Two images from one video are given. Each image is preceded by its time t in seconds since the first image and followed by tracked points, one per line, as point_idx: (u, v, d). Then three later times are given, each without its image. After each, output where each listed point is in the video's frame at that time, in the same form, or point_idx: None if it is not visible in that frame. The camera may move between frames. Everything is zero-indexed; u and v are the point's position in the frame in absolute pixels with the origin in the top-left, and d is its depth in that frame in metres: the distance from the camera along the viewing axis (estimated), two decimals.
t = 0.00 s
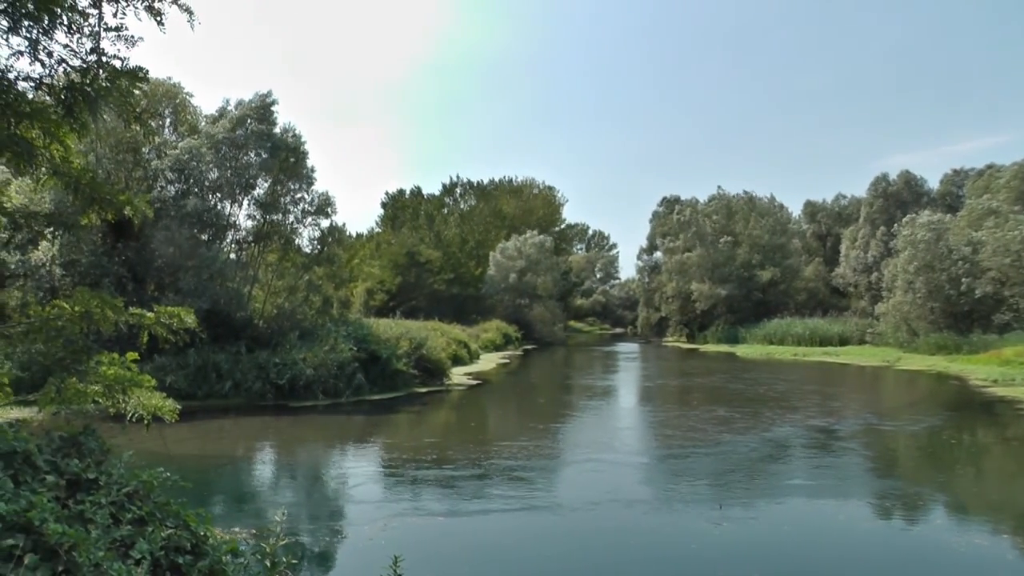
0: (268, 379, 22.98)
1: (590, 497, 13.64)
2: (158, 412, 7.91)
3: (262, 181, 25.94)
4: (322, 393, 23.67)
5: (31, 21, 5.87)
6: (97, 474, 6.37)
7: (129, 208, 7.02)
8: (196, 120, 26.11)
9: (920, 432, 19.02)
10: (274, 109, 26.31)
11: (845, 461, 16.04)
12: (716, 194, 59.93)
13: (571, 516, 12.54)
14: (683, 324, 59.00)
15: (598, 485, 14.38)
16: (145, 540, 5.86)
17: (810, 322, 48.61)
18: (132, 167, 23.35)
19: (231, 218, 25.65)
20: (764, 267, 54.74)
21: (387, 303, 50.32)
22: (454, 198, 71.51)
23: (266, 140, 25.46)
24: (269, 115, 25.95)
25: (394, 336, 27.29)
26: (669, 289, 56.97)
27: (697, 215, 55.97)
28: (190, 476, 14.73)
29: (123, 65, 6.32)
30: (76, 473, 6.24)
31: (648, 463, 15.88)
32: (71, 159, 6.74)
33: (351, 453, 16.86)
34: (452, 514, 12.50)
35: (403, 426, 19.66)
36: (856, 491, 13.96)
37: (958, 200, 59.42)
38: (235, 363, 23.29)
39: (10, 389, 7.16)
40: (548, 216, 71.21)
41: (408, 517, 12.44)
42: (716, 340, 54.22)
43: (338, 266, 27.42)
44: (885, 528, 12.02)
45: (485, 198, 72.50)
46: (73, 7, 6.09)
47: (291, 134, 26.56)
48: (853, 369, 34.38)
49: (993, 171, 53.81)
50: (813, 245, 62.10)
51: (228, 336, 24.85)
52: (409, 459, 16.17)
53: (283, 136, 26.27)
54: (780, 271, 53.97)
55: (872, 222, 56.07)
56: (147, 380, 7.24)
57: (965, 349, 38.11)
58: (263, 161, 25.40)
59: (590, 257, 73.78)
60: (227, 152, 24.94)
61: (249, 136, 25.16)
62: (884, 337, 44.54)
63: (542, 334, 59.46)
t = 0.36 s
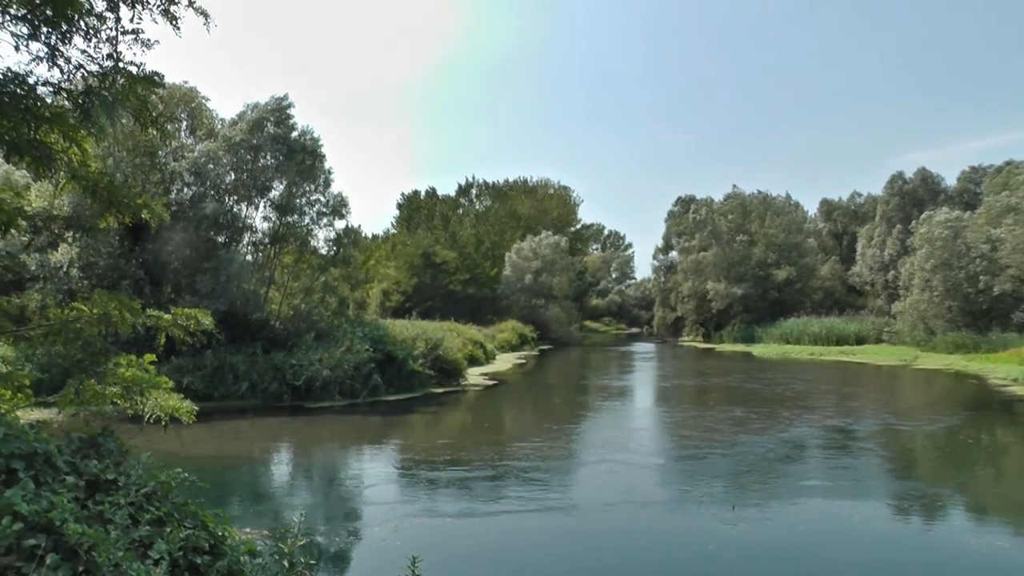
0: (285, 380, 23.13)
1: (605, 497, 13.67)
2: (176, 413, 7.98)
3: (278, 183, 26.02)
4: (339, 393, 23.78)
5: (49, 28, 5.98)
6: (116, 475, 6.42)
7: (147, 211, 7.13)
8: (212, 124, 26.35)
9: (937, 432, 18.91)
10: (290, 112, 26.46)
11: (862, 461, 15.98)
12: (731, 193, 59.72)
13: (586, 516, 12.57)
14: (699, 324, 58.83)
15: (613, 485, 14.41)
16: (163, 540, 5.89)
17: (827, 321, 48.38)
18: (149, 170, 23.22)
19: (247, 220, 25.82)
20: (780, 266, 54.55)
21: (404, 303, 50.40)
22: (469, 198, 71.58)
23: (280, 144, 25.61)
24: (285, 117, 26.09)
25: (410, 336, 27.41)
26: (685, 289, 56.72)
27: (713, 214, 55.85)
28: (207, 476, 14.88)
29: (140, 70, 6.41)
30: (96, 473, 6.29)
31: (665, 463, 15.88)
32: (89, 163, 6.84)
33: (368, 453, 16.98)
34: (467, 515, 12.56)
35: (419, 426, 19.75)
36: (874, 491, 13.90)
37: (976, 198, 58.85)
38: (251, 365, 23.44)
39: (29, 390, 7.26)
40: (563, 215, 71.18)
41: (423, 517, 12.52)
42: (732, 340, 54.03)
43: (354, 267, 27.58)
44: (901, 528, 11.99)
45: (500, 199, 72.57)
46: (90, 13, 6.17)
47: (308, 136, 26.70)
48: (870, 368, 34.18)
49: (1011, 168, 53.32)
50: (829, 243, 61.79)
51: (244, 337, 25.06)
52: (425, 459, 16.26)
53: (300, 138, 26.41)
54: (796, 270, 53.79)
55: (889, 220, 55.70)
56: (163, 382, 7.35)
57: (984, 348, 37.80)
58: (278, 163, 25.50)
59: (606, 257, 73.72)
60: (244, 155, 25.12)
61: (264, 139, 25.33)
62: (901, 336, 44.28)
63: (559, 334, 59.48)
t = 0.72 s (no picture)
0: (302, 381, 23.25)
1: (622, 498, 13.65)
2: (194, 413, 8.07)
3: (294, 184, 26.00)
4: (356, 394, 23.89)
5: (69, 33, 6.06)
6: (135, 475, 6.49)
7: (165, 213, 7.19)
8: (229, 127, 26.51)
9: (958, 434, 18.72)
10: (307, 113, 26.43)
11: (882, 463, 15.86)
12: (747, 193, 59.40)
13: (602, 518, 12.56)
14: (716, 324, 58.57)
15: (630, 486, 14.39)
16: (183, 540, 5.94)
17: (845, 321, 48.04)
18: (167, 172, 23.42)
19: (264, 221, 25.98)
20: (797, 265, 54.27)
21: (420, 304, 50.25)
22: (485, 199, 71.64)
23: (299, 145, 25.54)
24: (300, 119, 26.10)
25: (427, 337, 27.45)
26: (702, 289, 56.49)
27: (730, 214, 55.65)
28: (225, 475, 15.01)
29: (157, 73, 6.48)
30: (115, 473, 6.35)
31: (682, 464, 15.84)
32: (109, 166, 6.92)
33: (384, 454, 17.05)
34: (483, 516, 12.58)
35: (436, 427, 19.79)
36: (893, 493, 13.80)
37: (997, 196, 58.12)
38: (268, 365, 23.60)
39: (50, 389, 7.38)
40: (580, 216, 71.07)
41: (439, 517, 12.56)
42: (749, 340, 53.75)
43: (371, 267, 27.66)
44: (922, 530, 11.92)
45: (517, 200, 72.65)
46: (109, 16, 6.24)
47: (325, 137, 26.71)
48: (889, 369, 33.88)
49: None
50: (847, 243, 61.33)
51: (262, 338, 25.23)
52: (441, 460, 16.29)
53: (318, 140, 26.42)
54: (814, 270, 53.46)
55: (907, 220, 55.19)
56: (182, 383, 7.43)
57: (1005, 348, 37.36)
58: (295, 165, 25.48)
59: (622, 258, 73.57)
60: (261, 158, 25.30)
61: (279, 141, 25.37)
62: (920, 336, 43.88)
63: (575, 334, 59.42)
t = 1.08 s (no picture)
0: (321, 380, 23.38)
1: (640, 500, 13.63)
2: (213, 413, 8.16)
3: (313, 185, 26.12)
4: (375, 394, 24.02)
5: (90, 35, 6.16)
6: (157, 474, 6.51)
7: (185, 213, 7.27)
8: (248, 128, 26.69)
9: (981, 436, 18.53)
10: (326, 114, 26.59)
11: (904, 466, 15.73)
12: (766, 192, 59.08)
13: (621, 519, 12.54)
14: (736, 324, 58.27)
15: (649, 488, 14.36)
16: (203, 538, 5.94)
17: (865, 321, 47.63)
18: (186, 173, 23.65)
19: (283, 222, 26.13)
20: (817, 265, 53.88)
21: (439, 304, 50.23)
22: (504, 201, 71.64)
23: (318, 145, 25.75)
24: (319, 120, 26.30)
25: (446, 337, 27.52)
26: (721, 289, 56.20)
27: (750, 214, 55.38)
28: (245, 474, 15.14)
29: (178, 75, 6.52)
30: (137, 472, 6.39)
31: (701, 465, 15.80)
32: (130, 168, 6.99)
33: (403, 453, 17.13)
34: (501, 516, 12.60)
35: (455, 427, 19.84)
36: (916, 496, 13.68)
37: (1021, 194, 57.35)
38: (288, 365, 23.76)
39: (72, 389, 7.55)
40: (599, 216, 70.93)
41: (458, 518, 12.61)
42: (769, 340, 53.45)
43: (390, 268, 27.79)
44: (946, 532, 11.83)
45: (535, 200, 72.68)
46: (130, 20, 6.31)
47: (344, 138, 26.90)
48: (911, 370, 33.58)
49: None
50: (867, 242, 60.80)
51: (281, 337, 25.42)
52: (460, 460, 16.33)
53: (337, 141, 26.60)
54: (833, 270, 53.03)
55: (929, 219, 54.66)
56: (202, 382, 7.51)
57: None
58: (314, 166, 25.65)
59: (642, 257, 73.40)
60: (280, 159, 25.46)
61: (298, 142, 25.59)
62: (942, 336, 43.41)
63: (594, 334, 59.37)
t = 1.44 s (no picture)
0: (380, 381, 23.77)
1: (699, 504, 13.56)
2: (276, 412, 8.44)
3: (372, 188, 26.55)
4: (434, 395, 24.36)
5: (153, 45, 6.48)
6: (222, 472, 6.71)
7: (246, 217, 7.61)
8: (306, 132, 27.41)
9: None
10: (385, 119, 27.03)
11: (974, 473, 15.31)
12: (826, 191, 58.01)
13: (679, 524, 12.51)
14: (797, 325, 57.28)
15: (710, 492, 14.27)
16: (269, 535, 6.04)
17: (931, 322, 46.33)
18: (246, 177, 24.42)
19: (343, 224, 26.64)
20: (879, 264, 52.59)
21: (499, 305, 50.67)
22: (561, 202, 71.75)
23: (377, 149, 26.21)
24: (378, 123, 26.74)
25: (506, 339, 27.73)
26: (781, 289, 55.29)
27: (810, 212, 54.43)
28: (307, 472, 15.56)
29: (239, 82, 6.83)
30: (202, 469, 6.61)
31: (765, 470, 15.63)
32: (193, 174, 7.28)
33: (463, 454, 17.37)
34: (559, 519, 12.69)
35: (515, 428, 20.01)
36: (987, 505, 13.30)
37: None
38: (348, 366, 24.26)
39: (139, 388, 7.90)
40: (657, 216, 70.43)
41: (517, 519, 12.76)
42: (831, 342, 52.43)
43: (448, 269, 28.13)
44: (1019, 543, 11.49)
45: (593, 201, 72.66)
46: (192, 29, 6.59)
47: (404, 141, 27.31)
48: (982, 373, 32.58)
49: None
50: (933, 241, 59.15)
51: (341, 338, 25.99)
52: (519, 462, 16.48)
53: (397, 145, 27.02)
54: (897, 269, 51.69)
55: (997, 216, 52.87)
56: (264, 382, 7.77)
57: None
58: (372, 170, 26.13)
59: (701, 258, 72.70)
60: (338, 163, 25.96)
61: (357, 146, 26.04)
62: (1014, 337, 41.97)
63: (654, 336, 59.09)
